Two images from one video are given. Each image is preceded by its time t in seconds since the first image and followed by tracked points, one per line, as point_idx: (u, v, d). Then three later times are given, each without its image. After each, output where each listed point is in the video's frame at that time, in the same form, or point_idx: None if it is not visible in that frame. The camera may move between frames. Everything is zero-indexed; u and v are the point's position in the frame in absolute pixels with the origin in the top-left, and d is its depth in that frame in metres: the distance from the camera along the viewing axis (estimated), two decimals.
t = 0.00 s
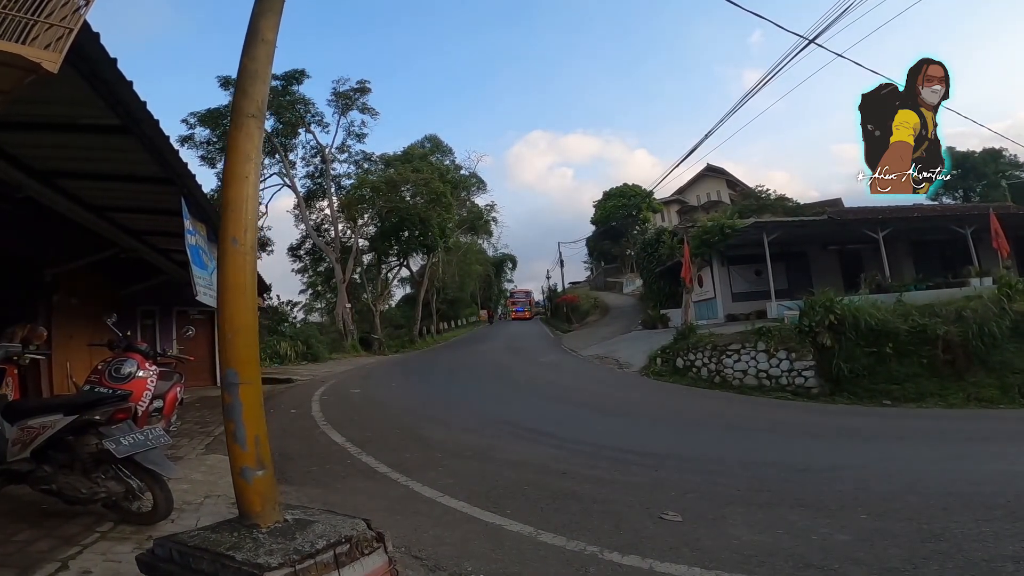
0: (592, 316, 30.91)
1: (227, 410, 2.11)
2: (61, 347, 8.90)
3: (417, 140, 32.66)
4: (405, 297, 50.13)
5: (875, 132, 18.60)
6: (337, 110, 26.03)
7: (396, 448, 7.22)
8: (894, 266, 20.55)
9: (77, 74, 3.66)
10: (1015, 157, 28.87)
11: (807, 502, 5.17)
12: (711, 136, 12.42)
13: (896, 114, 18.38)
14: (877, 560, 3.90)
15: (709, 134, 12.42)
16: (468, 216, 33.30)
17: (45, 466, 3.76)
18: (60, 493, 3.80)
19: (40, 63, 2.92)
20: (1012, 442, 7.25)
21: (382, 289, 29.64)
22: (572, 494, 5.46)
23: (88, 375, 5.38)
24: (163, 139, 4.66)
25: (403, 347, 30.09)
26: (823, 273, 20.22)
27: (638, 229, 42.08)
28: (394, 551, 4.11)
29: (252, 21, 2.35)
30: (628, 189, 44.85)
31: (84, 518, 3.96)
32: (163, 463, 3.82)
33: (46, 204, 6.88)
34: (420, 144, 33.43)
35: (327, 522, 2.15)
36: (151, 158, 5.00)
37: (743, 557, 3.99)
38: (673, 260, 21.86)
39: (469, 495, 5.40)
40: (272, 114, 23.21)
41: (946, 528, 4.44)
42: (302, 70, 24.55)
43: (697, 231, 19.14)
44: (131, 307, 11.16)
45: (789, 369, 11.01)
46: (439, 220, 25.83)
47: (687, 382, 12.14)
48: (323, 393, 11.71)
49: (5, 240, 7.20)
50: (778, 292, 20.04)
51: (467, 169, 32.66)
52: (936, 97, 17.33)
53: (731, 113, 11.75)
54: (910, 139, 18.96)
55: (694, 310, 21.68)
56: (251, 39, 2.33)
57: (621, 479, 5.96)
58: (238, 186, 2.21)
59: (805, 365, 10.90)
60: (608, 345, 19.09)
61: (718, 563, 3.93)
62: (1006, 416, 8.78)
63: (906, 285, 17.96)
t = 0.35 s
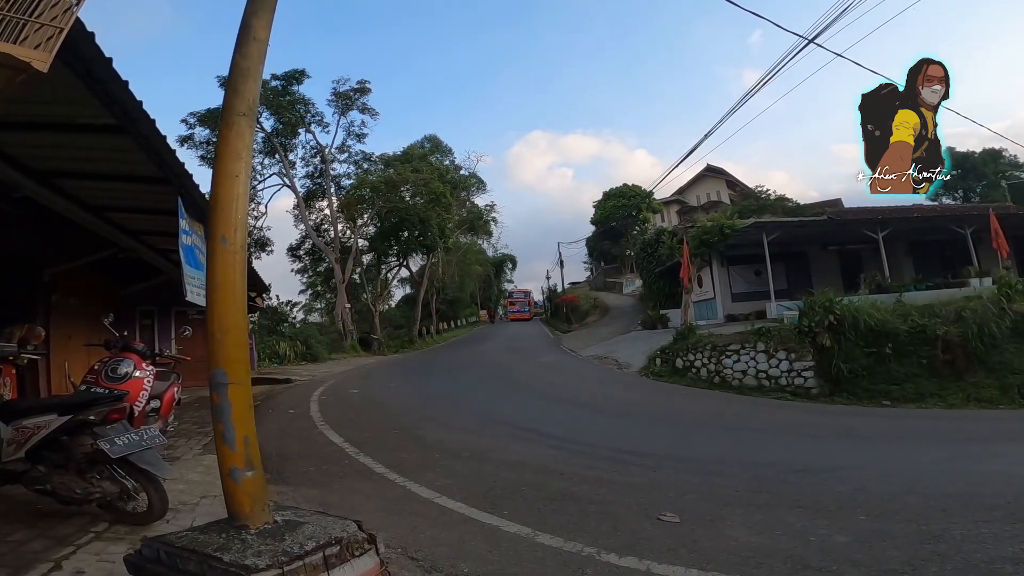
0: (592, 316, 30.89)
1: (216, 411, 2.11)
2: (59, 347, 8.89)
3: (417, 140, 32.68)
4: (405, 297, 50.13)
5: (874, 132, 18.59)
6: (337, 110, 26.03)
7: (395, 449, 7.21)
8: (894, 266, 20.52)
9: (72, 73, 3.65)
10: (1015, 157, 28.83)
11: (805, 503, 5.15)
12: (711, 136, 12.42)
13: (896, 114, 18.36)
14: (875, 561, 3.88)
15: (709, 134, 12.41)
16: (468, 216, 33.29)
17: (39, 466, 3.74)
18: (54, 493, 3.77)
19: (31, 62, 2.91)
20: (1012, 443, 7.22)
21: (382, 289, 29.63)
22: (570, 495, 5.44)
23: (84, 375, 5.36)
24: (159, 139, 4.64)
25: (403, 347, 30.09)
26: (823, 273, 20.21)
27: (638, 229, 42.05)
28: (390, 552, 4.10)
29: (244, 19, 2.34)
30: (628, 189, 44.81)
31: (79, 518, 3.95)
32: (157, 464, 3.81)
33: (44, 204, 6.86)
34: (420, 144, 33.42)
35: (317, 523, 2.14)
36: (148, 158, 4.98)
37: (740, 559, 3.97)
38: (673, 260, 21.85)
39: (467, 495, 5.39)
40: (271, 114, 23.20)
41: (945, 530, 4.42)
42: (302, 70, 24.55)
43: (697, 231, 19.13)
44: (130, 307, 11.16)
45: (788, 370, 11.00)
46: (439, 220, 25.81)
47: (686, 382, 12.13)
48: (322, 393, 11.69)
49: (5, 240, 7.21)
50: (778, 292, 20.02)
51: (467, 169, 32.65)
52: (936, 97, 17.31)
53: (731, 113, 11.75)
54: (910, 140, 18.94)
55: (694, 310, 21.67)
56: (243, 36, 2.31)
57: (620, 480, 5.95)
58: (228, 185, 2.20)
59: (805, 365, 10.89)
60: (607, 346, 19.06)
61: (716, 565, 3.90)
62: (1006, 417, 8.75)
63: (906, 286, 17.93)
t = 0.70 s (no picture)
0: (593, 317, 30.86)
1: (199, 409, 2.13)
2: (59, 347, 8.89)
3: (417, 140, 32.72)
4: (405, 298, 50.12)
5: (874, 132, 18.58)
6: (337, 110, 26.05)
7: (393, 449, 7.19)
8: (895, 267, 20.48)
9: (66, 74, 3.63)
10: (1017, 157, 28.74)
11: (803, 505, 5.13)
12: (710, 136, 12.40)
13: (896, 114, 18.32)
14: (873, 564, 3.86)
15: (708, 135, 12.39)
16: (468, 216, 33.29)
17: (33, 466, 3.73)
18: (48, 492, 3.78)
19: (18, 62, 2.90)
20: (1012, 444, 7.17)
21: (382, 288, 29.62)
22: (567, 495, 5.42)
23: (81, 375, 5.34)
24: (156, 139, 4.62)
25: (403, 347, 30.09)
26: (823, 273, 20.17)
27: (639, 229, 42.03)
28: (385, 552, 4.09)
29: (233, 17, 2.35)
30: (629, 189, 44.77)
31: (72, 518, 3.94)
32: (151, 464, 3.81)
33: (43, 203, 6.86)
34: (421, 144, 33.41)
35: (302, 524, 2.15)
36: (146, 157, 4.96)
37: (737, 561, 3.95)
38: (673, 260, 21.82)
39: (464, 496, 5.37)
40: (272, 114, 23.21)
41: (945, 533, 4.39)
42: (304, 70, 24.60)
43: (697, 232, 19.09)
44: (129, 306, 11.16)
45: (789, 370, 10.97)
46: (439, 220, 25.81)
47: (686, 382, 12.10)
48: (321, 393, 11.69)
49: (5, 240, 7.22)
50: (779, 293, 19.97)
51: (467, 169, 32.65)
52: (936, 97, 17.25)
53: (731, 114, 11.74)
54: (910, 139, 18.89)
55: (694, 311, 21.63)
56: (231, 35, 2.34)
57: (618, 481, 5.93)
58: (214, 185, 2.23)
59: (806, 366, 10.86)
60: (607, 346, 19.04)
61: (713, 567, 3.88)
62: (1007, 418, 8.71)
63: (907, 286, 17.88)
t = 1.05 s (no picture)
0: (595, 318, 30.83)
1: (183, 409, 2.15)
2: (60, 347, 8.91)
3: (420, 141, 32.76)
4: (408, 298, 50.12)
5: (876, 132, 18.54)
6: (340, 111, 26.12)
7: (391, 449, 7.20)
8: (898, 268, 20.40)
9: (64, 75, 3.65)
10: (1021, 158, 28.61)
11: (801, 507, 5.11)
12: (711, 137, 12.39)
13: (896, 114, 18.29)
14: (868, 567, 3.85)
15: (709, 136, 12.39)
16: (470, 217, 33.33)
17: (30, 465, 3.74)
18: (44, 492, 3.78)
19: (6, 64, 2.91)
20: (1013, 446, 7.14)
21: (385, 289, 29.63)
22: (564, 497, 5.42)
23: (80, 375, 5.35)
24: (154, 140, 4.64)
25: (405, 348, 30.09)
26: (826, 274, 20.12)
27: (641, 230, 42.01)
28: (379, 552, 4.10)
29: (223, 19, 2.36)
30: (631, 190, 44.73)
31: (68, 518, 3.95)
32: (147, 464, 3.82)
33: (43, 203, 6.87)
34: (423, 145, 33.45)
35: (287, 524, 2.18)
36: (144, 157, 4.98)
37: (732, 563, 3.95)
38: (675, 261, 21.78)
39: (461, 497, 5.37)
40: (275, 115, 23.28)
41: (942, 535, 4.38)
42: (307, 71, 24.69)
43: (699, 232, 19.06)
44: (131, 307, 11.19)
45: (791, 372, 10.93)
46: (441, 220, 25.83)
47: (688, 383, 12.08)
48: (321, 394, 11.71)
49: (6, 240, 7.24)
50: (781, 294, 19.93)
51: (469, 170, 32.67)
52: (937, 97, 17.22)
53: (732, 114, 11.73)
54: (910, 140, 18.85)
55: (696, 312, 21.60)
56: (221, 37, 2.35)
57: (615, 482, 5.92)
58: (201, 186, 2.24)
59: (808, 367, 10.82)
60: (609, 347, 19.02)
61: (709, 570, 3.87)
62: (1009, 420, 8.67)
63: (910, 287, 17.81)
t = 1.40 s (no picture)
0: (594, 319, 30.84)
1: (169, 409, 2.17)
2: (59, 347, 8.93)
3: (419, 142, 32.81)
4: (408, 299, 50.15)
5: (874, 132, 18.55)
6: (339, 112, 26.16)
7: (387, 450, 7.22)
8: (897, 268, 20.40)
9: (59, 78, 3.66)
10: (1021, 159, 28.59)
11: (794, 507, 5.13)
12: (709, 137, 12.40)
13: (896, 114, 18.30)
14: (859, 568, 3.86)
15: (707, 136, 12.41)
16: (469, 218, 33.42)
17: (25, 464, 3.76)
18: (38, 490, 3.79)
19: None
20: (1010, 447, 7.14)
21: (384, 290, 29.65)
22: (559, 497, 5.43)
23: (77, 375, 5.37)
24: (150, 141, 4.66)
25: (405, 348, 30.10)
26: (824, 274, 20.14)
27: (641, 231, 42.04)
28: (372, 551, 4.12)
29: (212, 24, 2.39)
30: (631, 190, 44.75)
31: (63, 517, 3.97)
32: (141, 463, 3.84)
33: (41, 204, 6.87)
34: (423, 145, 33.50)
35: (273, 521, 2.20)
36: (140, 158, 5.00)
37: (724, 564, 3.96)
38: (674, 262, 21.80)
39: (456, 497, 5.39)
40: (274, 116, 23.31)
41: (934, 536, 4.39)
42: (307, 71, 24.76)
43: (698, 233, 19.05)
44: (130, 307, 11.20)
45: (789, 373, 11.01)
46: (440, 221, 25.87)
47: (686, 384, 12.11)
48: (319, 394, 11.72)
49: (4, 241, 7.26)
50: (780, 294, 19.96)
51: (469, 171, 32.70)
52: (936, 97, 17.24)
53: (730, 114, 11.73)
54: (910, 140, 18.87)
55: (695, 313, 21.61)
56: (209, 41, 2.37)
57: (610, 482, 5.94)
58: (189, 189, 2.27)
59: (805, 368, 10.90)
60: (608, 347, 19.05)
61: (701, 570, 3.89)
62: (1006, 421, 8.68)
63: (909, 288, 17.82)
